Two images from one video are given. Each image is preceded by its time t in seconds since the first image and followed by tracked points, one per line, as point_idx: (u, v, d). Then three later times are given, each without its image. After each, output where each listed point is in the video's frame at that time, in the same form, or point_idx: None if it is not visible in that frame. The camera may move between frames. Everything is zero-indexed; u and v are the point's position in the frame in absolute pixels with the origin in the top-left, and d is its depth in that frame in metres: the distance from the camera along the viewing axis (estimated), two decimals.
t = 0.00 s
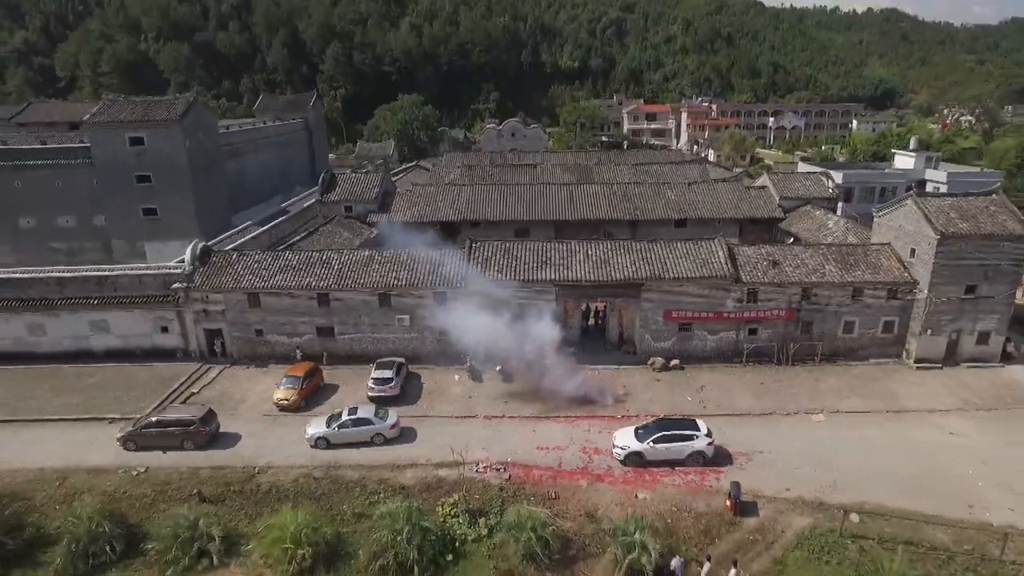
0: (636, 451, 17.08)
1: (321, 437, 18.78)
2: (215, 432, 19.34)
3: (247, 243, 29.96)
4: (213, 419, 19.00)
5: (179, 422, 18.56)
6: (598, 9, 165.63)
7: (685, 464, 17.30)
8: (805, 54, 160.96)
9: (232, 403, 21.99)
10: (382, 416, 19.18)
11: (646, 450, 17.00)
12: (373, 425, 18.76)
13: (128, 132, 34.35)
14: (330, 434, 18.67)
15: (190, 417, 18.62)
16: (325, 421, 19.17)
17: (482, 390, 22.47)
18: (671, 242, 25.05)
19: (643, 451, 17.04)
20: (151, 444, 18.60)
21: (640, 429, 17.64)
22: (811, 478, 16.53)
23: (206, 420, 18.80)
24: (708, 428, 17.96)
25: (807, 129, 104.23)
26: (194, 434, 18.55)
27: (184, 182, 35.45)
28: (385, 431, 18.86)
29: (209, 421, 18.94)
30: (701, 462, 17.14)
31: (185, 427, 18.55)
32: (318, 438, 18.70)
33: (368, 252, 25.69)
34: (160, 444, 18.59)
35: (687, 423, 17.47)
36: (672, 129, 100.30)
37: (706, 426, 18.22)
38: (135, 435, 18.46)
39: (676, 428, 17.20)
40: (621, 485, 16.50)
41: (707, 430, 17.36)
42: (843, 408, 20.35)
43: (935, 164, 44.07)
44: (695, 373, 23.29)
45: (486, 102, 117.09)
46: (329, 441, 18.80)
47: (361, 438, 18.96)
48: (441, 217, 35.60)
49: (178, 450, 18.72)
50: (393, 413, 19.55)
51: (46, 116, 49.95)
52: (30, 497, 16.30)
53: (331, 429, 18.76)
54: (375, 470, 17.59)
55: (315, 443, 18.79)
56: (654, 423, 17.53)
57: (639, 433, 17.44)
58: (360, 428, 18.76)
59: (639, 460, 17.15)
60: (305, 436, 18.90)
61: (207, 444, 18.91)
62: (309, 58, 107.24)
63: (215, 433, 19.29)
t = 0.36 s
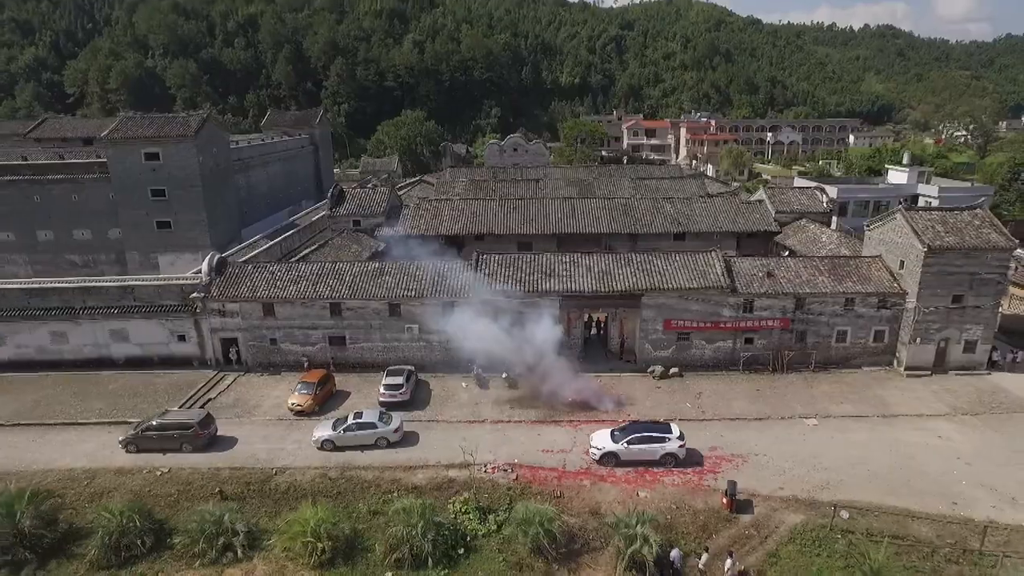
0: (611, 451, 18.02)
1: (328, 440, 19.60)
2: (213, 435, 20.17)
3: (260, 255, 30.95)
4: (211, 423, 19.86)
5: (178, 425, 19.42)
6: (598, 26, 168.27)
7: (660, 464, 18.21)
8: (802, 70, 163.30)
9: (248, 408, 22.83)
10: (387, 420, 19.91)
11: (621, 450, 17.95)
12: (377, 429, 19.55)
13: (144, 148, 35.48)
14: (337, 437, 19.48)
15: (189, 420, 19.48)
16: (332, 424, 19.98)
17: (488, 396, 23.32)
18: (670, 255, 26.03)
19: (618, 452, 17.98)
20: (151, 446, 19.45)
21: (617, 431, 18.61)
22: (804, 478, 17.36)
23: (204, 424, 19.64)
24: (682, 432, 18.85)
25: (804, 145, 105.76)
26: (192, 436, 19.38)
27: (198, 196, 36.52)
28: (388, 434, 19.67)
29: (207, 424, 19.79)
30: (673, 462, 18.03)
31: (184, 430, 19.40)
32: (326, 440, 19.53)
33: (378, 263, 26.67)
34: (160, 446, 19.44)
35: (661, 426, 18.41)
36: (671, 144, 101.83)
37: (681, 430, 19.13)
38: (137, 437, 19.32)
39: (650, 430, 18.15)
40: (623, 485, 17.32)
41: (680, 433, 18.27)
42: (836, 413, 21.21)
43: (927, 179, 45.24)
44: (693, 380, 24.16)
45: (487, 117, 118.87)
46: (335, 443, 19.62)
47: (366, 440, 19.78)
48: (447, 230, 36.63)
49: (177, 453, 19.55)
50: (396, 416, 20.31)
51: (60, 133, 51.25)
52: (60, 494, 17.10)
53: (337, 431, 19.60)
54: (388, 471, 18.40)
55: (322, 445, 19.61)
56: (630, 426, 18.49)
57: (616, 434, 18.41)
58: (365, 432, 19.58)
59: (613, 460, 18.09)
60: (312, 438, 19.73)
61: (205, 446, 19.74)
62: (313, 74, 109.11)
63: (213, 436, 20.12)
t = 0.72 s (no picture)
0: (590, 453, 18.96)
1: (334, 443, 20.39)
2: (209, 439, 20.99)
3: (272, 267, 31.91)
4: (208, 427, 20.66)
5: (176, 429, 20.25)
6: (597, 42, 170.85)
7: (637, 466, 19.11)
8: (799, 86, 165.62)
9: (263, 414, 23.65)
10: (390, 426, 20.75)
11: (599, 452, 18.90)
12: (381, 434, 20.39)
13: (159, 164, 36.58)
14: (342, 441, 20.29)
15: (186, 425, 20.28)
16: (338, 429, 20.80)
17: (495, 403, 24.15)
18: (670, 267, 27.00)
19: (596, 453, 18.92)
20: (150, 450, 20.26)
21: (596, 435, 19.57)
22: (798, 479, 18.19)
23: (201, 428, 20.46)
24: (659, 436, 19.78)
25: (802, 160, 107.32)
26: (189, 440, 20.17)
27: (211, 211, 37.53)
28: (392, 439, 20.50)
29: (204, 428, 20.62)
30: (649, 465, 18.94)
31: (182, 434, 20.20)
32: (332, 444, 20.32)
33: (388, 275, 27.62)
34: (159, 449, 20.25)
35: (638, 430, 19.37)
36: (670, 159, 103.41)
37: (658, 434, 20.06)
38: (137, 441, 20.14)
39: (627, 433, 19.12)
40: (625, 486, 18.14)
41: (656, 436, 19.21)
42: (830, 418, 22.07)
43: (920, 194, 46.45)
44: (693, 387, 25.02)
45: (489, 132, 120.58)
46: (341, 447, 20.41)
47: (369, 445, 20.57)
48: (452, 243, 37.66)
49: (175, 456, 20.34)
50: (399, 423, 21.13)
51: (74, 148, 52.49)
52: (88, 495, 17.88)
53: (342, 436, 20.40)
54: (401, 472, 19.20)
55: (328, 449, 20.41)
56: (609, 430, 19.46)
57: (595, 437, 19.38)
58: (369, 436, 20.41)
59: (592, 462, 19.03)
60: (320, 442, 20.56)
61: (202, 450, 20.54)
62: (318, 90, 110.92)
63: (210, 441, 20.92)
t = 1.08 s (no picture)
0: (571, 456, 19.93)
1: (337, 449, 21.23)
2: (203, 445, 21.81)
3: (284, 280, 32.88)
4: (201, 434, 21.54)
5: (171, 435, 21.09)
6: (597, 60, 173.42)
7: (616, 470, 20.02)
8: (796, 103, 167.91)
9: (278, 421, 24.48)
10: (392, 432, 21.54)
11: (580, 455, 19.87)
12: (382, 440, 21.15)
13: (174, 181, 37.68)
14: (345, 447, 21.13)
15: (181, 431, 21.14)
16: (341, 435, 21.61)
17: (503, 412, 24.97)
18: (670, 280, 27.95)
19: (577, 457, 19.90)
20: (147, 455, 21.04)
21: (578, 439, 20.56)
22: (795, 483, 19.00)
23: (195, 434, 21.35)
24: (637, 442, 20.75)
25: (799, 176, 108.87)
26: (184, 446, 20.98)
27: (223, 226, 38.54)
28: (392, 445, 21.25)
29: (198, 435, 21.49)
30: (627, 468, 19.88)
31: (177, 439, 21.04)
32: (335, 450, 21.14)
33: (398, 289, 28.55)
34: (155, 455, 21.04)
35: (617, 435, 20.36)
36: (669, 176, 104.99)
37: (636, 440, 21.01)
38: (134, 447, 20.96)
39: (607, 438, 20.10)
40: (629, 489, 18.94)
41: (634, 441, 20.18)
42: (825, 426, 22.91)
43: (914, 210, 47.56)
44: (693, 397, 25.86)
45: (490, 149, 122.28)
46: (344, 453, 21.26)
47: (371, 451, 21.33)
48: (458, 258, 38.68)
49: (170, 462, 21.12)
50: (400, 430, 21.95)
51: (88, 164, 53.71)
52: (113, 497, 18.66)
53: (345, 442, 21.22)
54: (413, 476, 19.99)
55: (332, 455, 21.23)
56: (590, 435, 20.43)
57: (577, 441, 20.34)
58: (371, 442, 21.18)
59: (573, 465, 20.00)
60: (323, 448, 21.41)
61: (196, 456, 21.34)
62: (322, 108, 112.73)
63: (203, 447, 21.74)
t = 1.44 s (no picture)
0: (555, 456, 20.94)
1: (339, 453, 22.00)
2: (196, 449, 22.59)
3: (296, 291, 33.87)
4: (195, 438, 22.34)
5: (166, 439, 21.90)
6: (597, 77, 175.93)
7: (598, 470, 20.96)
8: (794, 119, 170.03)
9: (292, 427, 25.36)
10: (392, 437, 22.33)
11: (563, 456, 20.87)
12: (382, 444, 21.95)
13: (188, 195, 38.83)
14: (347, 451, 21.92)
15: (175, 435, 21.95)
16: (344, 439, 22.47)
17: (510, 418, 25.84)
18: (670, 291, 28.94)
19: (560, 457, 20.90)
20: (142, 458, 21.86)
21: (563, 441, 21.55)
22: (791, 484, 19.86)
23: (189, 438, 22.14)
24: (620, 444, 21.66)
25: (797, 190, 110.29)
26: (178, 449, 21.79)
27: (235, 239, 39.60)
28: (392, 449, 22.03)
29: (192, 439, 22.28)
30: (609, 469, 20.83)
31: (171, 443, 21.85)
32: (337, 454, 21.90)
33: (408, 299, 29.54)
34: (149, 458, 21.84)
35: (600, 438, 21.34)
36: (669, 191, 106.52)
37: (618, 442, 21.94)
38: (130, 450, 21.80)
39: (590, 440, 21.08)
40: (632, 489, 19.81)
41: (616, 443, 21.14)
42: (821, 431, 23.79)
43: (909, 224, 48.68)
44: (693, 403, 26.75)
45: (492, 164, 123.89)
46: (345, 457, 22.03)
47: (372, 455, 22.10)
48: (464, 270, 39.73)
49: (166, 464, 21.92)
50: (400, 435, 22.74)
51: (100, 179, 54.94)
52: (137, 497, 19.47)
53: (347, 446, 22.03)
54: (425, 477, 20.84)
55: (334, 458, 21.98)
56: (575, 437, 21.41)
57: (561, 442, 21.33)
58: (372, 447, 21.98)
59: (557, 465, 21.00)
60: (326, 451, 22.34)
61: (190, 459, 22.13)
62: (327, 123, 114.43)
63: (197, 451, 22.53)
